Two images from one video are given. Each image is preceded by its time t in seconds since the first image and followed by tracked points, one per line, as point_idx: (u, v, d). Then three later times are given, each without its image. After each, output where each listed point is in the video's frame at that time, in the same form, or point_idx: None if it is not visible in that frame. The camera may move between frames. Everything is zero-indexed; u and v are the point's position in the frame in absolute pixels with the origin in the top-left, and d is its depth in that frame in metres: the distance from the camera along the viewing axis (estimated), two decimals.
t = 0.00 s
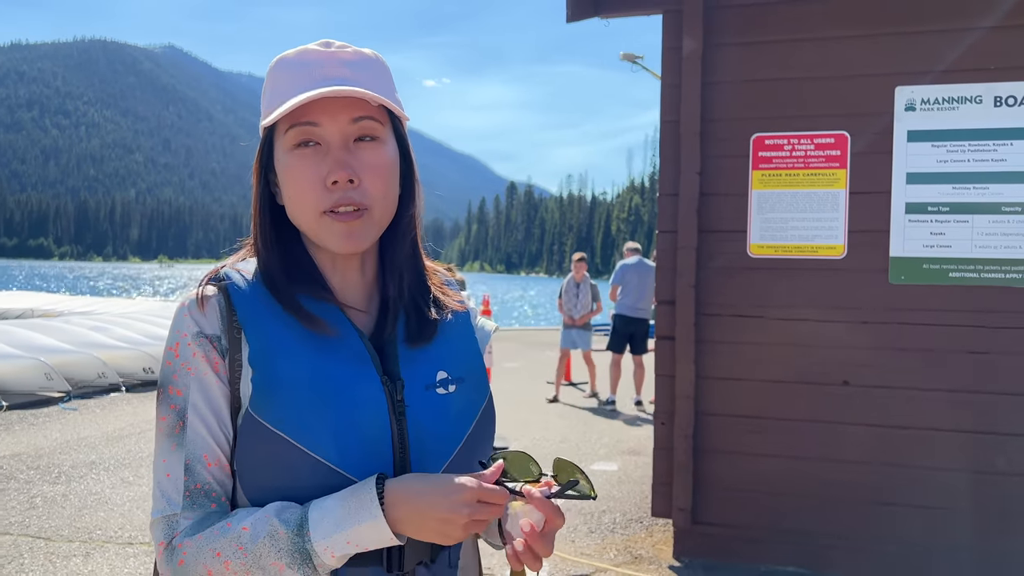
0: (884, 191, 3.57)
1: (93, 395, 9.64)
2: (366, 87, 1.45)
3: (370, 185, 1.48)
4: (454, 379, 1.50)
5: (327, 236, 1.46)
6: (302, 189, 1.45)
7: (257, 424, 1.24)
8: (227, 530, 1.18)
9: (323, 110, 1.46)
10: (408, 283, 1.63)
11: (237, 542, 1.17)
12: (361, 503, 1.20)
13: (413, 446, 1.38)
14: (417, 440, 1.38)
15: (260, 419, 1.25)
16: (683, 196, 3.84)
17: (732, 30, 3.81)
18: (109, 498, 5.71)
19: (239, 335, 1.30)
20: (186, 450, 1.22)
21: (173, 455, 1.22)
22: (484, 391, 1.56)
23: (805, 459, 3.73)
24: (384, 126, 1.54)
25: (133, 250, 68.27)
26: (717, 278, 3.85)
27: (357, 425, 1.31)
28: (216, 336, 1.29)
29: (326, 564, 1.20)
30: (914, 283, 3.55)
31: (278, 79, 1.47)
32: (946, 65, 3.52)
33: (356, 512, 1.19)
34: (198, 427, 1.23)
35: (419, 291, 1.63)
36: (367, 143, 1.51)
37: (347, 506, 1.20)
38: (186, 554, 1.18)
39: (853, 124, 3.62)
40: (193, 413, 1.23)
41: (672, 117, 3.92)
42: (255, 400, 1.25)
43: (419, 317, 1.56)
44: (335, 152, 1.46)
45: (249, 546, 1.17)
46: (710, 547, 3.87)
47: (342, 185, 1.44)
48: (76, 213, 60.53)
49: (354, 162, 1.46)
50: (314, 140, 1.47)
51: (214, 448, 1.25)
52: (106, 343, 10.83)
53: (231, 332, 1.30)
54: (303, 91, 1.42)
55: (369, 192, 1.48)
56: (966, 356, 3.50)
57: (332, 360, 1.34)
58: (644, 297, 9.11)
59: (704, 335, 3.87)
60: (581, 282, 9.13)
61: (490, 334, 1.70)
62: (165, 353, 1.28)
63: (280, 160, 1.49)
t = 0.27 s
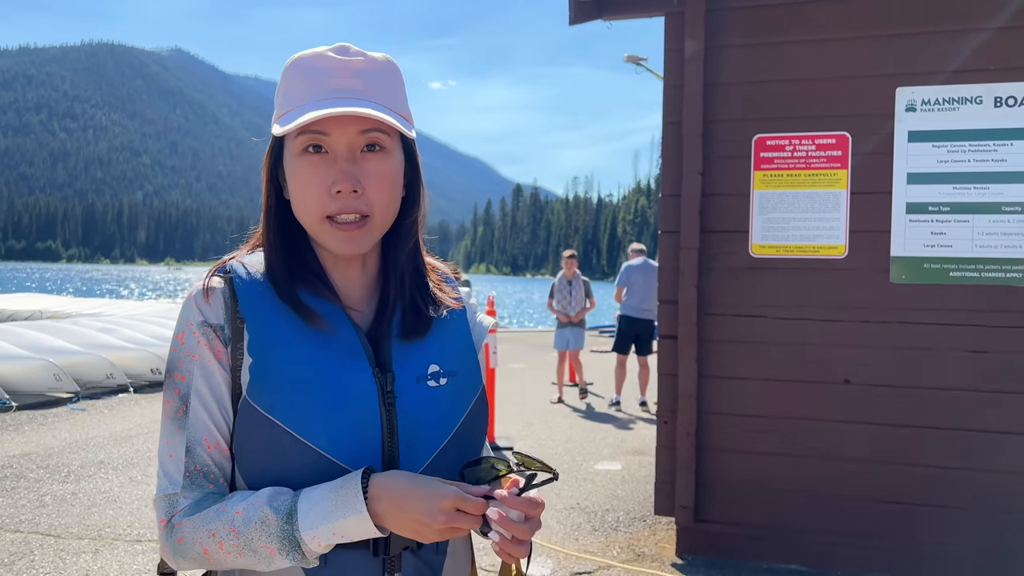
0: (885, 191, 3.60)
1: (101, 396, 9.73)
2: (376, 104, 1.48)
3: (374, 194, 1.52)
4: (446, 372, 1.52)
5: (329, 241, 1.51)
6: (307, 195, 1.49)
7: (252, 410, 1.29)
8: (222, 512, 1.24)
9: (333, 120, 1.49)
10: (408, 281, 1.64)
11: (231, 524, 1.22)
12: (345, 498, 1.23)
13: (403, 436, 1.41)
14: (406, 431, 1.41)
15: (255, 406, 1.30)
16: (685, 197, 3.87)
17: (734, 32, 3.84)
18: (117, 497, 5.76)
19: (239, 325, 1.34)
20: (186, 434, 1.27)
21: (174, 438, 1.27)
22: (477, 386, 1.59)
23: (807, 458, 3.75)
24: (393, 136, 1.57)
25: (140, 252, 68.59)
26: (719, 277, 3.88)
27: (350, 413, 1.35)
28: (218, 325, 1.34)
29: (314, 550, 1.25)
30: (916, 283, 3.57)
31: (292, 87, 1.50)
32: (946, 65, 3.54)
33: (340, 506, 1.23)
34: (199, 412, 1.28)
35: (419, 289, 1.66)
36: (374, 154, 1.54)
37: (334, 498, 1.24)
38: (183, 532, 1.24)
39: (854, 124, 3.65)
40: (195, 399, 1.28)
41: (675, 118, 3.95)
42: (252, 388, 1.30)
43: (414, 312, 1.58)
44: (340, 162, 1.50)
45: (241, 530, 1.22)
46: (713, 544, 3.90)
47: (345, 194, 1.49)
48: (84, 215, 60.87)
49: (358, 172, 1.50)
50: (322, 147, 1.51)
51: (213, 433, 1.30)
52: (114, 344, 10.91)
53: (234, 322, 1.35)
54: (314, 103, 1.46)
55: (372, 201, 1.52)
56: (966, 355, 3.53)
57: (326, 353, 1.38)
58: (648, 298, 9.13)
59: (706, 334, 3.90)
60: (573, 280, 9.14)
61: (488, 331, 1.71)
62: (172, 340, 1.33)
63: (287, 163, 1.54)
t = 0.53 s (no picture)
0: (885, 193, 3.62)
1: (108, 398, 9.79)
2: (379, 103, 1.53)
3: (382, 192, 1.55)
4: (439, 373, 1.55)
5: (339, 240, 1.52)
6: (317, 195, 1.51)
7: (250, 413, 1.32)
8: (222, 513, 1.27)
9: (339, 122, 1.53)
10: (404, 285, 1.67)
11: (231, 525, 1.26)
12: (341, 500, 1.26)
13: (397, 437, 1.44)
14: (400, 433, 1.44)
15: (252, 408, 1.33)
16: (686, 199, 3.89)
17: (734, 36, 3.86)
18: (124, 499, 5.80)
19: (236, 332, 1.37)
20: (186, 438, 1.30)
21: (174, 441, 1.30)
22: (469, 388, 1.61)
23: (808, 459, 3.77)
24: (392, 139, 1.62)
25: (145, 255, 68.83)
26: (720, 280, 3.90)
27: (346, 415, 1.38)
28: (216, 332, 1.36)
29: (312, 552, 1.28)
30: (916, 285, 3.58)
31: (291, 95, 1.53)
32: (946, 68, 3.55)
33: (336, 508, 1.26)
34: (198, 417, 1.30)
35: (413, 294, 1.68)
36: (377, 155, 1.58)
37: (331, 501, 1.26)
38: (183, 534, 1.27)
39: (854, 127, 3.67)
40: (194, 403, 1.31)
41: (676, 122, 3.97)
42: (251, 391, 1.33)
43: (407, 314, 1.61)
44: (349, 161, 1.53)
45: (241, 531, 1.25)
46: (714, 545, 3.92)
47: (356, 192, 1.51)
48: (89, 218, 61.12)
49: (367, 171, 1.54)
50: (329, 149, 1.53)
51: (213, 436, 1.32)
52: (120, 347, 10.97)
53: (232, 328, 1.37)
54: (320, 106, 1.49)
55: (379, 200, 1.55)
56: (967, 356, 3.54)
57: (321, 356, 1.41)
58: (652, 299, 9.14)
59: (707, 336, 3.92)
60: (571, 283, 9.23)
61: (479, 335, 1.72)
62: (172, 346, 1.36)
63: (290, 168, 1.55)
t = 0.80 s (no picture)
0: (886, 194, 3.62)
1: (110, 400, 9.81)
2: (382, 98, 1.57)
3: (393, 186, 1.58)
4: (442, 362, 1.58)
5: (355, 235, 1.53)
6: (333, 191, 1.51)
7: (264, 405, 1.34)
8: (247, 493, 1.25)
9: (347, 119, 1.54)
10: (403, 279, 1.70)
11: (257, 499, 1.24)
12: (371, 446, 1.25)
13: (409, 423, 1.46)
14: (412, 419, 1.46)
15: (266, 401, 1.34)
16: (688, 201, 3.90)
17: (735, 37, 3.87)
18: (127, 501, 5.82)
19: (244, 331, 1.37)
20: (202, 432, 1.29)
21: (189, 437, 1.28)
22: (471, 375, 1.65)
23: (810, 459, 3.77)
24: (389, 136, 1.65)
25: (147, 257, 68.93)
26: (721, 281, 3.90)
27: (359, 402, 1.40)
28: (223, 329, 1.35)
29: (343, 512, 1.25)
30: (918, 286, 3.59)
31: (293, 97, 1.51)
32: (947, 69, 3.56)
33: (366, 453, 1.25)
34: (213, 411, 1.30)
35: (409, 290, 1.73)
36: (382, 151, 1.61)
37: (361, 447, 1.26)
38: (205, 523, 1.25)
39: (855, 128, 3.68)
40: (207, 398, 1.30)
41: (677, 123, 3.98)
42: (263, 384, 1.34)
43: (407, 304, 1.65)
44: (361, 157, 1.55)
45: (268, 504, 1.24)
46: (717, 545, 3.92)
47: (371, 185, 1.53)
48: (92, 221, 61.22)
49: (378, 164, 1.56)
50: (339, 146, 1.54)
51: (227, 430, 1.32)
52: (123, 349, 10.99)
53: (238, 326, 1.37)
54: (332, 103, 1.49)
55: (391, 193, 1.58)
56: (968, 357, 3.54)
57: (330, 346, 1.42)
58: (654, 300, 9.14)
59: (709, 337, 3.93)
60: (576, 285, 9.23)
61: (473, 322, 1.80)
62: (175, 346, 1.34)
63: (298, 168, 1.53)
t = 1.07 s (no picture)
0: (882, 195, 3.64)
1: (109, 403, 9.81)
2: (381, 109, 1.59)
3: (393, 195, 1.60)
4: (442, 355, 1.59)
5: (359, 243, 1.54)
6: (338, 200, 1.51)
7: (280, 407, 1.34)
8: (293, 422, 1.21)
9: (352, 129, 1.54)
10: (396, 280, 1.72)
11: (306, 418, 1.21)
12: (393, 323, 1.30)
13: (421, 415, 1.46)
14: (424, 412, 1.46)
15: (282, 403, 1.34)
16: (685, 202, 3.91)
17: (732, 40, 3.88)
18: (125, 503, 5.81)
19: (248, 338, 1.37)
20: (234, 405, 1.24)
21: (223, 413, 1.23)
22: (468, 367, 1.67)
23: (808, 460, 3.78)
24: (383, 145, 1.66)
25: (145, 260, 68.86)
26: (719, 282, 3.91)
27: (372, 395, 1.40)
28: (229, 330, 1.35)
29: (394, 387, 1.27)
30: (915, 287, 3.60)
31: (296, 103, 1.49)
32: (943, 70, 3.57)
33: (390, 330, 1.29)
34: (240, 385, 1.26)
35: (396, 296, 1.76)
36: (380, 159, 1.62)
37: (382, 329, 1.30)
38: (261, 470, 1.18)
39: (851, 130, 3.69)
40: (230, 376, 1.26)
41: (674, 125, 3.99)
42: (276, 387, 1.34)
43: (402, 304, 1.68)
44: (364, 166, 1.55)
45: (317, 415, 1.21)
46: (715, 546, 3.93)
47: (375, 195, 1.55)
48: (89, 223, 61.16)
49: (380, 174, 1.57)
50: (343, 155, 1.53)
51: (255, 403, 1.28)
52: (120, 351, 10.98)
53: (243, 333, 1.37)
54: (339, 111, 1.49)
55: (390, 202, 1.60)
56: (965, 357, 3.56)
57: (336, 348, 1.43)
58: (651, 301, 9.16)
59: (707, 338, 3.94)
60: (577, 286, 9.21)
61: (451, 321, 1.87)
62: (180, 348, 1.30)
63: (301, 174, 1.51)
